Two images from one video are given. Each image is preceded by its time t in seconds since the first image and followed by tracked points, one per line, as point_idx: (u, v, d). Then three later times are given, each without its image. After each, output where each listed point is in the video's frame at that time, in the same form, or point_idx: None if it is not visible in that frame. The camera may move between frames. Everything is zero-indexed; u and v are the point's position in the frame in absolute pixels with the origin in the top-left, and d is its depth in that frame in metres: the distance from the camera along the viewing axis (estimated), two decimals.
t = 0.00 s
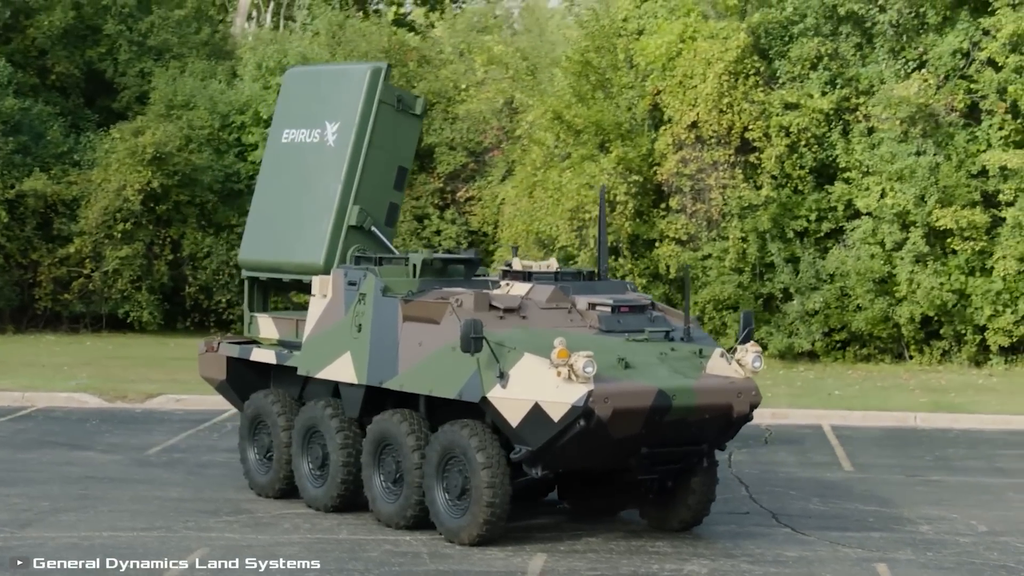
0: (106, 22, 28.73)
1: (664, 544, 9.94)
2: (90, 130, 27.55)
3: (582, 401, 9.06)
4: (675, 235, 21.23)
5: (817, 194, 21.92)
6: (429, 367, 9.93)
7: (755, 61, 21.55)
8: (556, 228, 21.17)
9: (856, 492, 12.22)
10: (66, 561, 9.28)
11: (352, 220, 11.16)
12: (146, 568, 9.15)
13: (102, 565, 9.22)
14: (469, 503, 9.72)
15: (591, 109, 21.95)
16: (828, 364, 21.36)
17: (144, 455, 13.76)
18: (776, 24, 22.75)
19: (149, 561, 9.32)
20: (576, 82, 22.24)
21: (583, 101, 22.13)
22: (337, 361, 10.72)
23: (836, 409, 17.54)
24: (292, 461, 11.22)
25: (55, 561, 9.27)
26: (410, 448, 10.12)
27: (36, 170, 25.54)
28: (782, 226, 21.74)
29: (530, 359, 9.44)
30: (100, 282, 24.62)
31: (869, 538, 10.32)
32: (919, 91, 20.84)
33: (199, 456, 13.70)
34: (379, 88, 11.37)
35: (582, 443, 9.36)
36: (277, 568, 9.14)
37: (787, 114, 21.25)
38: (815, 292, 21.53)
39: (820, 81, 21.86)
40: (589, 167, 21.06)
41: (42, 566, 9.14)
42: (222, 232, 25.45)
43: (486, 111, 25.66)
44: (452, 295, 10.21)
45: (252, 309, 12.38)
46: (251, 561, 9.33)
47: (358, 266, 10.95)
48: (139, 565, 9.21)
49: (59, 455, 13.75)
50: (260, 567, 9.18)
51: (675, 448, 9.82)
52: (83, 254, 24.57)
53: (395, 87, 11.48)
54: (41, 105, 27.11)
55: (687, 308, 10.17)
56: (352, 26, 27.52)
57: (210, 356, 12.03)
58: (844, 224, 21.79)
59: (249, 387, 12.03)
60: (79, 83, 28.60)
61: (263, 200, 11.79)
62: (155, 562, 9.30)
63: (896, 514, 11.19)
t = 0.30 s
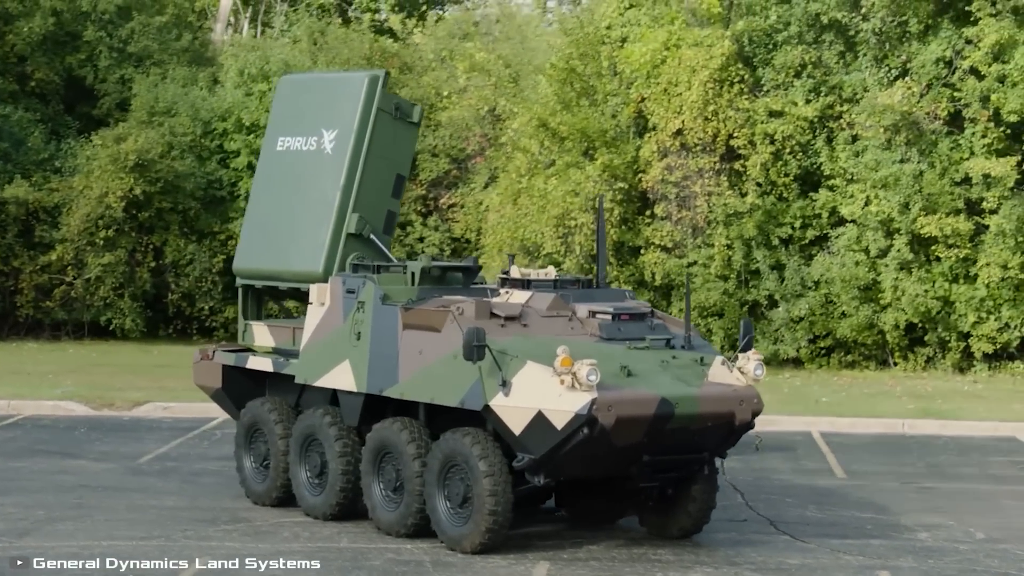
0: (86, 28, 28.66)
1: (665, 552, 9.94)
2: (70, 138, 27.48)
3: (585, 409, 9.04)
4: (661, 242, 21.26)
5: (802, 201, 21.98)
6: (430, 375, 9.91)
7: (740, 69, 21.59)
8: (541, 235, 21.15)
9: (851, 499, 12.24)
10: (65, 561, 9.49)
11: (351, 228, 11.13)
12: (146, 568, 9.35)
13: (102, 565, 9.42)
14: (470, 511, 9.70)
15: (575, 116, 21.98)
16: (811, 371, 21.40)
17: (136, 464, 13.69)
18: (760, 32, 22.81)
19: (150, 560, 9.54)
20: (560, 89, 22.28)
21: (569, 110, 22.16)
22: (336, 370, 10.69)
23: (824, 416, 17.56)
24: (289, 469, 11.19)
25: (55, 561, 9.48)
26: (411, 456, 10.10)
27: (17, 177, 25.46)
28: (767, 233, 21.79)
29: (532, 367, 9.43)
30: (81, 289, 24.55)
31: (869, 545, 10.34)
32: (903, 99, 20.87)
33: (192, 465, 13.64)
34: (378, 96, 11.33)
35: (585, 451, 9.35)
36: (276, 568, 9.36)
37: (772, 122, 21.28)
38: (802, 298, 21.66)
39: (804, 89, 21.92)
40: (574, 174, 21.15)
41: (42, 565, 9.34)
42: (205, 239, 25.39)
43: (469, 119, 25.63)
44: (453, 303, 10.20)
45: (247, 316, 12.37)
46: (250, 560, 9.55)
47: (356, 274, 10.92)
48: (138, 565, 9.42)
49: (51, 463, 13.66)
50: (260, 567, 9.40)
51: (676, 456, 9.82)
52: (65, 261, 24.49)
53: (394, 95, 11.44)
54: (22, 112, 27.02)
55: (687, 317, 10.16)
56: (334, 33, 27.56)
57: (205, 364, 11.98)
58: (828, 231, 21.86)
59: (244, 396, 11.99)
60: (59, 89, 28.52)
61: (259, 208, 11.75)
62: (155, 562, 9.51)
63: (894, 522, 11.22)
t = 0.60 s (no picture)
0: (63, 36, 28.58)
1: (668, 562, 9.95)
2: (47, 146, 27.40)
3: (590, 419, 9.04)
4: (644, 250, 21.29)
5: (784, 210, 22.06)
6: (432, 385, 9.89)
7: (722, 78, 21.65)
8: (523, 243, 21.15)
9: (847, 508, 12.26)
10: (66, 561, 9.81)
11: (351, 237, 11.12)
12: (146, 568, 9.67)
13: (102, 565, 9.75)
14: (473, 521, 9.68)
15: (557, 124, 22.02)
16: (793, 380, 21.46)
17: (127, 473, 13.62)
18: (742, 41, 22.89)
19: (150, 560, 9.87)
20: (543, 97, 22.38)
21: (552, 118, 22.28)
22: (335, 379, 10.67)
23: (810, 424, 17.59)
24: (286, 479, 11.15)
25: (55, 560, 9.80)
26: (412, 466, 10.08)
27: None
28: (750, 241, 21.88)
29: (537, 377, 9.42)
30: (61, 298, 24.53)
31: (870, 554, 10.37)
32: (885, 108, 20.91)
33: (184, 475, 13.58)
34: (376, 106, 11.33)
35: (589, 461, 9.35)
36: (275, 568, 9.69)
37: (754, 130, 21.33)
38: (785, 306, 21.80)
39: (785, 98, 21.98)
40: (558, 184, 21.14)
41: (43, 565, 9.66)
42: (184, 247, 25.30)
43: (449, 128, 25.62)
44: (455, 313, 10.18)
45: (241, 326, 12.19)
46: (250, 560, 9.89)
47: (355, 284, 10.90)
48: (139, 565, 9.74)
49: (41, 473, 13.58)
50: (260, 567, 9.73)
51: (679, 466, 9.83)
52: (45, 269, 24.41)
53: (391, 105, 11.44)
54: None
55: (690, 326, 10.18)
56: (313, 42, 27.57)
57: (200, 374, 11.94)
58: (811, 240, 21.94)
59: (239, 406, 11.95)
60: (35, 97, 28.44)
61: (253, 218, 11.69)
62: (155, 562, 9.83)
63: (892, 531, 11.25)
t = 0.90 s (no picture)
0: (40, 42, 28.51)
1: (671, 572, 9.96)
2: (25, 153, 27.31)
3: (597, 428, 9.03)
4: (628, 257, 21.33)
5: (768, 218, 22.14)
6: (435, 395, 9.87)
7: (705, 86, 21.67)
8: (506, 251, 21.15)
9: (843, 516, 12.30)
10: (66, 561, 10.11)
11: (352, 246, 11.09)
12: (146, 568, 9.94)
13: (102, 565, 10.04)
14: (478, 531, 9.65)
15: (540, 132, 22.04)
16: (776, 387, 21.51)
17: (119, 482, 13.55)
18: (725, 50, 22.93)
19: (150, 561, 10.13)
20: (526, 105, 22.37)
21: (535, 126, 22.28)
22: (335, 389, 10.64)
23: (797, 432, 17.62)
24: (285, 488, 11.11)
25: (55, 561, 10.10)
26: (415, 475, 10.07)
27: None
28: (734, 250, 21.98)
29: (542, 387, 9.41)
30: (42, 306, 24.42)
31: (873, 562, 10.40)
32: (868, 116, 21.07)
33: (177, 483, 13.52)
34: (376, 114, 11.32)
35: (595, 470, 9.34)
36: (272, 569, 9.95)
37: (738, 139, 21.39)
38: (769, 314, 21.84)
39: (768, 107, 22.06)
40: (542, 191, 21.14)
41: (42, 565, 9.97)
42: (165, 254, 25.29)
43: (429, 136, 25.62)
44: (457, 322, 10.17)
45: (237, 334, 12.14)
46: (250, 561, 10.17)
47: (355, 293, 10.89)
48: (139, 565, 10.02)
49: (32, 482, 13.50)
50: (260, 567, 10.03)
51: (683, 474, 9.84)
52: (25, 278, 24.31)
53: (390, 113, 11.44)
54: None
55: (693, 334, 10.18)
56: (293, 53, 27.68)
57: (196, 383, 11.89)
58: (794, 248, 22.06)
59: (235, 415, 11.91)
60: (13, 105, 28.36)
61: (252, 227, 11.64)
62: (155, 562, 10.11)
63: (891, 539, 11.29)
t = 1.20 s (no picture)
0: (22, 46, 28.43)
1: None
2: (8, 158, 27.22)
3: (603, 435, 9.05)
4: (616, 263, 21.34)
5: (755, 224, 22.16)
6: (439, 400, 9.86)
7: (692, 92, 21.71)
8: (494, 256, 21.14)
9: (841, 521, 12.34)
10: (66, 561, 10.31)
11: (354, 252, 11.08)
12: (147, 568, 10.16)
13: (103, 566, 10.25)
14: (482, 537, 9.64)
15: (527, 137, 22.06)
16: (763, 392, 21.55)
17: (112, 489, 13.50)
18: (712, 55, 22.98)
19: (150, 560, 10.34)
20: (514, 111, 22.27)
21: (522, 132, 22.22)
22: (336, 395, 10.61)
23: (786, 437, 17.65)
24: (285, 495, 11.08)
25: (56, 561, 10.31)
26: (418, 482, 10.05)
27: None
28: (722, 255, 21.99)
29: (547, 393, 9.39)
30: (26, 311, 24.27)
31: (875, 568, 10.44)
32: (854, 123, 21.06)
33: (171, 491, 13.48)
34: (377, 120, 11.33)
35: (600, 477, 9.33)
36: (272, 569, 10.16)
37: (725, 145, 21.45)
38: (757, 319, 21.79)
39: (755, 112, 22.11)
40: (530, 196, 21.15)
41: (43, 566, 10.17)
42: (149, 260, 25.18)
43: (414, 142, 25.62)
44: (460, 329, 10.16)
45: (235, 340, 12.01)
46: (250, 561, 10.39)
47: (356, 299, 10.86)
48: (139, 565, 10.23)
49: (25, 489, 13.44)
50: (260, 566, 10.25)
51: (687, 481, 9.83)
52: (9, 284, 24.22)
53: (391, 120, 11.45)
54: None
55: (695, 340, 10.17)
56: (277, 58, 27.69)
57: (194, 389, 11.84)
58: (782, 254, 22.04)
59: (234, 421, 11.87)
60: None
61: (250, 233, 11.60)
62: (155, 562, 10.32)
63: (892, 545, 11.33)
